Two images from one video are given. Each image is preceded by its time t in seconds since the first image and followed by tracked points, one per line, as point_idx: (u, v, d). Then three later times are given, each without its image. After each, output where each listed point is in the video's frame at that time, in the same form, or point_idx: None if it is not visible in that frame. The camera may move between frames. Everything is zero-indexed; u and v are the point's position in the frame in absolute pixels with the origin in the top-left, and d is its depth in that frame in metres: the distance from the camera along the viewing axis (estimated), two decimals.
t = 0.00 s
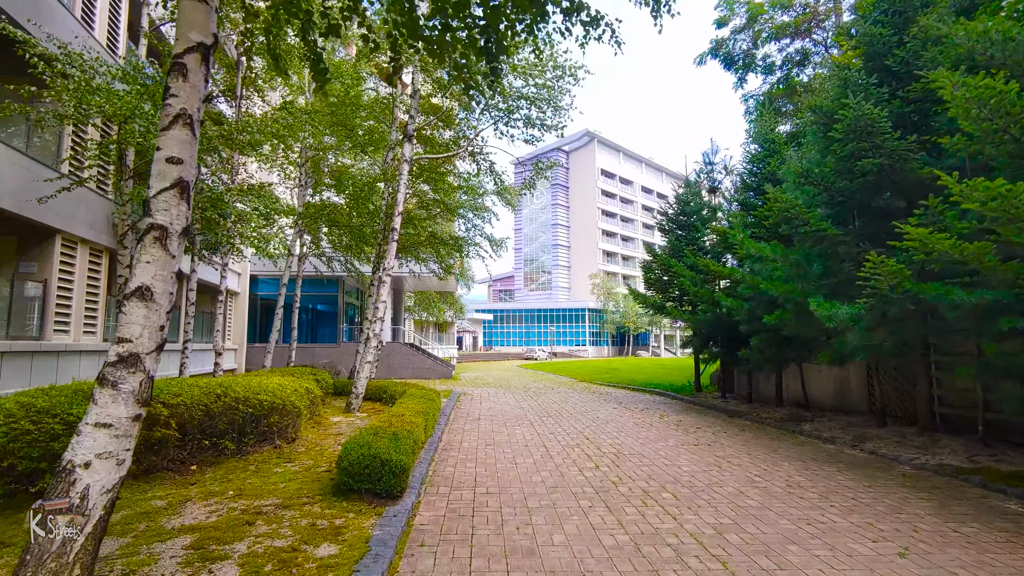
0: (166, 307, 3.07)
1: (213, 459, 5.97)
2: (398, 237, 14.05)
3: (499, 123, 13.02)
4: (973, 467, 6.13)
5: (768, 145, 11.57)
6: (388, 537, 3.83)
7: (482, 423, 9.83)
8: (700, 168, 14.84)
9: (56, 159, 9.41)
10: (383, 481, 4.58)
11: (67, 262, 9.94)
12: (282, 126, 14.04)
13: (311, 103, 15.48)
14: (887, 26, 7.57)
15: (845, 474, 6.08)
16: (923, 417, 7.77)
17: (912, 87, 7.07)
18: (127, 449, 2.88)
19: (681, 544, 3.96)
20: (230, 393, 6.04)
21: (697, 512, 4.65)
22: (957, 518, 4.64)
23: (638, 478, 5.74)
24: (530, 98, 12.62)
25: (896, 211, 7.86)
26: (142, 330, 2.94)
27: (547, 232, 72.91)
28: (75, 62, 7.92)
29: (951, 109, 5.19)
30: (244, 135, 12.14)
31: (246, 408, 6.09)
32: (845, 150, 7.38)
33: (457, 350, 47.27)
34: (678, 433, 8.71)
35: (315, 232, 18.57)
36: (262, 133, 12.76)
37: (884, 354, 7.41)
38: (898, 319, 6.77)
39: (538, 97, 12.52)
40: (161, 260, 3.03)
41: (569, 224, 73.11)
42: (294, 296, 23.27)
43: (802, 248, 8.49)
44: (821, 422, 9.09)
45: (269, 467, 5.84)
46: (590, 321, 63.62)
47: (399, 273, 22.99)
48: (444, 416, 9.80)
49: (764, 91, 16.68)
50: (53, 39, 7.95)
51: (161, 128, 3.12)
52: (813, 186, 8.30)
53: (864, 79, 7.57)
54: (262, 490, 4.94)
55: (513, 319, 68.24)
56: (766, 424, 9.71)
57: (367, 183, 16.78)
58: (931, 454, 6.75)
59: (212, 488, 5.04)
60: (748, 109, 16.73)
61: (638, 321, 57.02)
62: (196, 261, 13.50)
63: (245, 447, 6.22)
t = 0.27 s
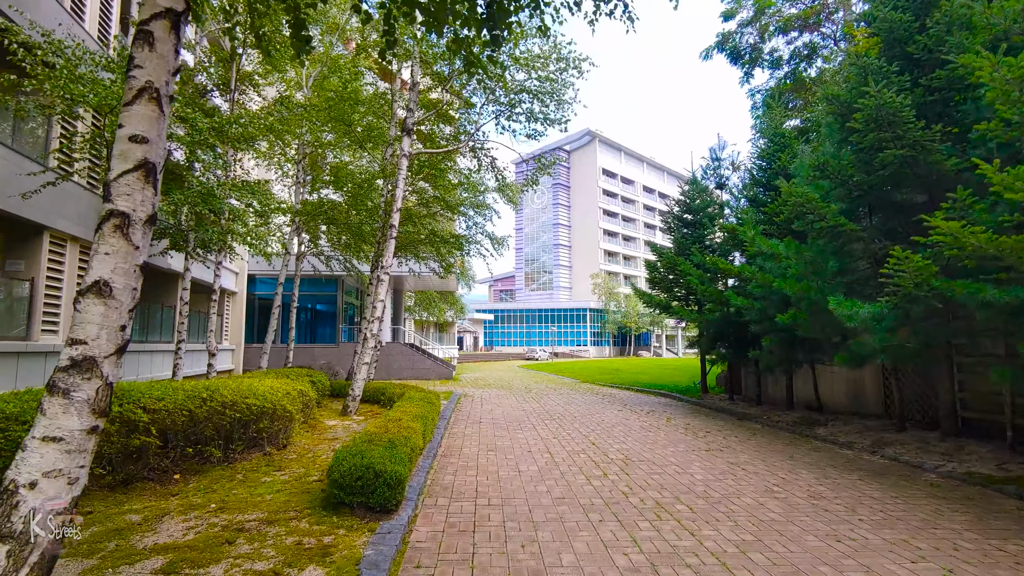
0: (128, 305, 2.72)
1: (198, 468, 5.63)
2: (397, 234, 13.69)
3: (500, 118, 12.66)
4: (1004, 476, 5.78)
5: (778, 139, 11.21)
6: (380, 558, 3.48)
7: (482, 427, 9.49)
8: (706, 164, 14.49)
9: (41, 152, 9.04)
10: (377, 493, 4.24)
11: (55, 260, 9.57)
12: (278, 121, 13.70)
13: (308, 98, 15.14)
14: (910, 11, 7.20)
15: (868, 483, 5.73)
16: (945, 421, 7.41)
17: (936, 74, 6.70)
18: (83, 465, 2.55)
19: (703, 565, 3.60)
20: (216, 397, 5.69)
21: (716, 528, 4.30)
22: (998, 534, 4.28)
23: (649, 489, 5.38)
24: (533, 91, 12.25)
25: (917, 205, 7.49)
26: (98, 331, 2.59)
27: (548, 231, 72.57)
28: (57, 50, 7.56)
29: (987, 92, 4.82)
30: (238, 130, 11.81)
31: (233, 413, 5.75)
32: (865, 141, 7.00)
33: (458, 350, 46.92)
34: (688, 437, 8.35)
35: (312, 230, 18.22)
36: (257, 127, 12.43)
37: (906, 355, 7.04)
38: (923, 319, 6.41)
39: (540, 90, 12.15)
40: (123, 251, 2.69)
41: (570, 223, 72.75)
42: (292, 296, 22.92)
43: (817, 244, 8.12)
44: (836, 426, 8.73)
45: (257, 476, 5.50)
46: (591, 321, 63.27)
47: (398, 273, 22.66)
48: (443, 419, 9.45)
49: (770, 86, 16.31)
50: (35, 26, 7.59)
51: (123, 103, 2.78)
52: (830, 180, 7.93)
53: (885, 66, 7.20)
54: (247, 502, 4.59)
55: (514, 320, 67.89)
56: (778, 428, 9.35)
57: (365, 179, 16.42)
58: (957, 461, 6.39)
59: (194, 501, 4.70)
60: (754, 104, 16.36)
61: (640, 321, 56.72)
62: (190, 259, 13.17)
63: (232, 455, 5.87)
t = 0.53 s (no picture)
0: (76, 299, 2.39)
1: (178, 474, 5.31)
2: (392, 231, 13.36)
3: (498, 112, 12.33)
4: None
5: (782, 133, 10.89)
6: None
7: (480, 429, 9.20)
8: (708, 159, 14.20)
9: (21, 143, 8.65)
10: (365, 505, 3.92)
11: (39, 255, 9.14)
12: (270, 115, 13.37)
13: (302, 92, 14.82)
14: None
15: (887, 490, 5.43)
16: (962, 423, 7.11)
17: (954, 60, 6.40)
18: (21, 480, 2.22)
19: None
20: (196, 399, 5.36)
21: (731, 541, 3.99)
22: None
23: (657, 497, 5.07)
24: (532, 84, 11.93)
25: (933, 199, 7.20)
26: (39, 329, 2.26)
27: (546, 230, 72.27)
28: (34, 35, 7.21)
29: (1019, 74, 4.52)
30: (230, 123, 11.49)
31: (215, 417, 5.43)
32: (880, 131, 6.70)
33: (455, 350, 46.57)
34: (693, 440, 8.05)
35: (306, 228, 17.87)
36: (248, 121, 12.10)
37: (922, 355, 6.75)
38: (942, 317, 6.12)
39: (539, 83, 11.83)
40: (68, 238, 2.36)
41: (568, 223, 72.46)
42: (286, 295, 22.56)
43: (827, 240, 7.83)
44: (846, 428, 8.44)
45: (239, 483, 5.18)
46: (589, 321, 63.01)
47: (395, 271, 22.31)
48: (440, 421, 9.13)
49: (773, 81, 16.02)
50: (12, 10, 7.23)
51: (72, 71, 2.46)
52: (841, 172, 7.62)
53: (900, 54, 6.89)
54: (226, 514, 4.27)
55: (511, 319, 67.62)
56: (785, 429, 9.05)
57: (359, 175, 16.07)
58: (977, 466, 6.10)
59: (170, 512, 4.38)
60: (757, 99, 16.08)
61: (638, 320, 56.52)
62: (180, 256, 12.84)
63: (214, 460, 5.55)
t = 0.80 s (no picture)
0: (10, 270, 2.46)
1: (149, 485, 4.94)
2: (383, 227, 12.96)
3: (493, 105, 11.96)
4: None
5: (786, 127, 10.57)
6: None
7: (475, 433, 8.83)
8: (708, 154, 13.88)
9: None
10: (347, 522, 3.56)
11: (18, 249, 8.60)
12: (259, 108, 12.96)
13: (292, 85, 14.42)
14: None
15: (906, 499, 5.12)
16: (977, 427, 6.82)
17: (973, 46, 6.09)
18: None
19: None
20: (169, 405, 4.98)
21: (749, 560, 3.66)
22: None
23: (665, 509, 4.73)
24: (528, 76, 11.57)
25: (947, 193, 6.90)
26: None
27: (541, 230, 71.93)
28: None
29: None
30: (215, 116, 11.10)
31: (190, 423, 5.05)
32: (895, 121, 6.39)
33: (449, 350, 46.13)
34: (697, 445, 7.73)
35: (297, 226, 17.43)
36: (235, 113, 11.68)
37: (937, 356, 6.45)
38: (961, 316, 5.81)
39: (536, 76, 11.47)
40: None
41: (563, 222, 72.15)
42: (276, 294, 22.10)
43: (836, 236, 7.52)
44: (854, 432, 8.15)
45: (215, 495, 4.80)
46: (585, 321, 62.73)
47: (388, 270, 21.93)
48: (432, 425, 8.76)
49: (773, 76, 15.74)
50: None
51: None
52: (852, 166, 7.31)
53: (916, 40, 6.58)
54: (196, 532, 3.90)
55: (506, 319, 67.27)
56: (790, 433, 8.74)
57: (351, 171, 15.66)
58: (997, 473, 5.80)
59: (134, 529, 4.00)
60: (756, 95, 15.79)
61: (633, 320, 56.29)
62: (165, 253, 12.42)
63: (189, 470, 5.17)
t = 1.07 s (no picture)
0: None
1: (120, 496, 4.59)
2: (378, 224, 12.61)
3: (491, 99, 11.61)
4: None
5: (793, 120, 10.25)
6: None
7: (472, 437, 8.48)
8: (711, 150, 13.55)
9: None
10: (329, 543, 3.22)
11: None
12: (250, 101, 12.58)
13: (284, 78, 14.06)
14: None
15: (932, 510, 4.80)
16: (999, 433, 6.51)
17: (1000, 31, 5.76)
18: None
19: None
20: (142, 410, 4.64)
21: None
22: None
23: (677, 523, 4.40)
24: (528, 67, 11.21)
25: (968, 186, 6.56)
26: None
27: (539, 229, 71.59)
28: None
29: None
30: (204, 108, 10.74)
31: (165, 429, 4.71)
32: (915, 111, 6.05)
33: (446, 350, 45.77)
34: (704, 450, 7.41)
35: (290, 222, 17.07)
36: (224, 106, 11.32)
37: (958, 358, 6.14)
38: (987, 316, 5.49)
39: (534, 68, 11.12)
40: None
41: (561, 221, 71.84)
42: (269, 292, 21.71)
43: (849, 232, 7.19)
44: (866, 436, 7.84)
45: (190, 508, 4.46)
46: (582, 320, 62.46)
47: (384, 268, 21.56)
48: (427, 429, 8.40)
49: (776, 71, 15.44)
50: None
51: None
52: (867, 158, 6.98)
53: (936, 25, 6.24)
54: (163, 552, 3.54)
55: (503, 319, 66.92)
56: (800, 437, 8.43)
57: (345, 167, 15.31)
58: None
59: (97, 549, 3.65)
60: (759, 90, 15.50)
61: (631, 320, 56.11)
62: (153, 251, 12.04)
63: (164, 480, 4.82)
